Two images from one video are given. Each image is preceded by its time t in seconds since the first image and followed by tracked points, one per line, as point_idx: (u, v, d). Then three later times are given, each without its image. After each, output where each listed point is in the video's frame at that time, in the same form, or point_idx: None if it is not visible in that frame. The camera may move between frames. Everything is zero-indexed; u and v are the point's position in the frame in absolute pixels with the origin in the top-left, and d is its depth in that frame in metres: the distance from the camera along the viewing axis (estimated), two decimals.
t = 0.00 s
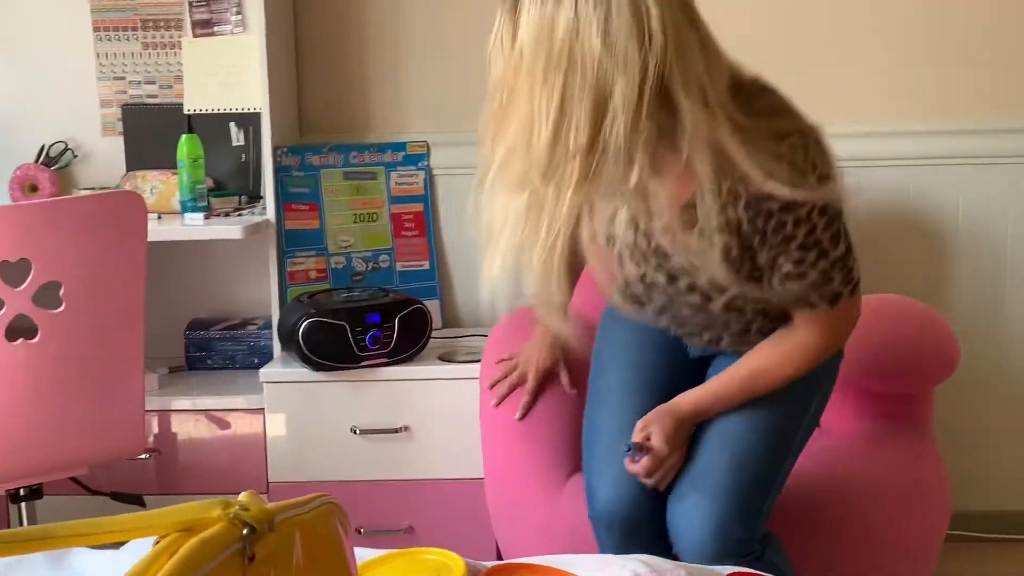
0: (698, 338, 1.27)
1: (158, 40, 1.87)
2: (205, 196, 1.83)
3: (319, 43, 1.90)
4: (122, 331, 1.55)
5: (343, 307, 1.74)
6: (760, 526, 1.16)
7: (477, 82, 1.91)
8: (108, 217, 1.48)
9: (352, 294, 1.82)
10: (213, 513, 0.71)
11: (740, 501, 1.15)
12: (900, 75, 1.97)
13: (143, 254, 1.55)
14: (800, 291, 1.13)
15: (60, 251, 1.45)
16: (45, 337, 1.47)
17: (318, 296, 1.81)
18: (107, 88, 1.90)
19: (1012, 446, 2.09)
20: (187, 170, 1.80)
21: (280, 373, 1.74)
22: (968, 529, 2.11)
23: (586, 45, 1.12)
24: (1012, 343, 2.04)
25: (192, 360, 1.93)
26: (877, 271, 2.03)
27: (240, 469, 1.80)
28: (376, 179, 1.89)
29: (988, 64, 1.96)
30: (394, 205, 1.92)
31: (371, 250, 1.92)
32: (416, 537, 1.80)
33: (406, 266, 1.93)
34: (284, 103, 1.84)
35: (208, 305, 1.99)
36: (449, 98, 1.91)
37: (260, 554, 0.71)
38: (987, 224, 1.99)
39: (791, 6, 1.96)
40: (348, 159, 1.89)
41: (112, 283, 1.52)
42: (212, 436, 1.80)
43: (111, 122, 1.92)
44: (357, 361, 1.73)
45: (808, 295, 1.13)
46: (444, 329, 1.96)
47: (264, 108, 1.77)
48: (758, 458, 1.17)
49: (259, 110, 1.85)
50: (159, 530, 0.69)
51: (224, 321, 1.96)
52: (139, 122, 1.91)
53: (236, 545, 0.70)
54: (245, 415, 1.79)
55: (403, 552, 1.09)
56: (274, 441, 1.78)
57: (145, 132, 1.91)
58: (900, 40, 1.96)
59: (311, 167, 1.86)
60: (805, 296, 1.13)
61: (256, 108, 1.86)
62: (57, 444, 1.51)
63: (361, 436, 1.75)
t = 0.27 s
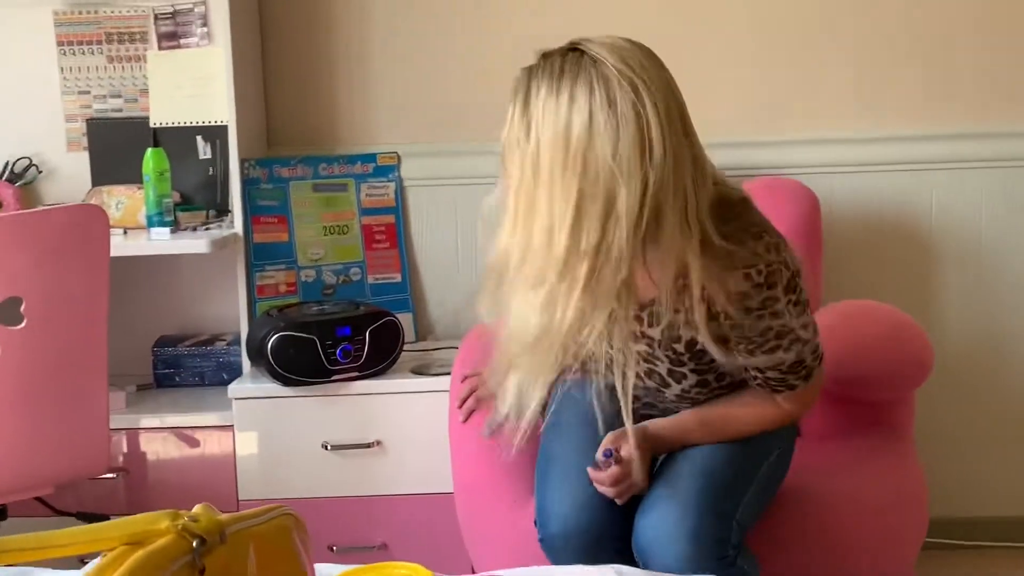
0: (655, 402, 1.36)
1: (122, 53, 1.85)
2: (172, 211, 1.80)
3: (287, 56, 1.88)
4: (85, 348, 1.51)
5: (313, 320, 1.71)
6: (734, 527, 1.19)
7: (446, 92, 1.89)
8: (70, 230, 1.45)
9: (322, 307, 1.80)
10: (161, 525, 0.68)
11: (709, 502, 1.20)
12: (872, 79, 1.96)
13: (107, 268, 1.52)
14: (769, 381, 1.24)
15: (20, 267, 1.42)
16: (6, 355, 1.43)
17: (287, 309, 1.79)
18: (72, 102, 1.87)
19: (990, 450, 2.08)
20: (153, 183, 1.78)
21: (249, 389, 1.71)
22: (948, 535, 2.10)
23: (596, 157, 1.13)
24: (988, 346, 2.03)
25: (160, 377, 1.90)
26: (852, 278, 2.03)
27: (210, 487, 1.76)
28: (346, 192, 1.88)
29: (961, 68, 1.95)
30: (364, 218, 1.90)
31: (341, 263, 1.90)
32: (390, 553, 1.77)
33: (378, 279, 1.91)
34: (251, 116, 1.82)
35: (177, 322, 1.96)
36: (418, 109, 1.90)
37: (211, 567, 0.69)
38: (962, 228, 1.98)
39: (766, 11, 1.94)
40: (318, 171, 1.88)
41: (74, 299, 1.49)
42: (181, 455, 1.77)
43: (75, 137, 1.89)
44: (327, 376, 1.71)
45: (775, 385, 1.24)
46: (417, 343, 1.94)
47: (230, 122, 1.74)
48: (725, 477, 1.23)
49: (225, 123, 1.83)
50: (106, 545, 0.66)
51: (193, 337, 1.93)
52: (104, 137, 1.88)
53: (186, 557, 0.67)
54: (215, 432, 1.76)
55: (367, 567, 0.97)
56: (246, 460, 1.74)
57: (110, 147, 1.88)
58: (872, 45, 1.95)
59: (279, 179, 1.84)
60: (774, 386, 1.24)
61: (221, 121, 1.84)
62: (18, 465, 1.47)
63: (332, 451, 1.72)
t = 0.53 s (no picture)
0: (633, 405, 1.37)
1: (100, 62, 1.84)
2: (150, 220, 1.80)
3: (266, 66, 1.89)
4: (60, 357, 1.50)
5: (292, 330, 1.71)
6: (712, 509, 1.20)
7: (426, 102, 1.90)
8: (45, 238, 1.44)
9: (302, 317, 1.79)
10: (127, 523, 0.67)
11: (690, 483, 1.21)
12: (848, 90, 1.98)
13: (82, 276, 1.51)
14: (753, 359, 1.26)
15: None
16: None
17: (266, 319, 1.78)
18: (50, 112, 1.87)
19: (969, 458, 2.09)
20: (132, 193, 1.77)
21: (229, 399, 1.70)
22: (928, 542, 2.11)
23: (629, 113, 1.20)
24: (965, 354, 2.05)
25: (138, 388, 1.88)
26: (830, 286, 2.04)
27: (188, 499, 1.75)
28: (325, 201, 1.88)
29: (935, 79, 1.98)
30: (344, 227, 1.90)
31: (321, 272, 1.90)
32: (370, 564, 1.76)
33: (358, 288, 1.91)
34: (229, 126, 1.82)
35: (156, 332, 1.95)
36: (398, 119, 1.91)
37: (178, 566, 0.68)
38: (939, 237, 2.00)
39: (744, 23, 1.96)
40: (297, 181, 1.88)
41: (49, 308, 1.48)
42: (160, 466, 1.75)
43: (53, 147, 1.88)
44: (306, 385, 1.70)
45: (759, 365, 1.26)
46: (397, 352, 1.94)
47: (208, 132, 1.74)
48: (703, 464, 1.25)
49: (204, 132, 1.83)
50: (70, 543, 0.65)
51: (171, 348, 1.92)
52: (82, 146, 1.87)
53: (153, 556, 0.66)
54: (194, 443, 1.75)
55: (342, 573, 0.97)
56: (225, 472, 1.73)
57: (88, 157, 1.87)
58: (847, 56, 1.98)
59: (259, 189, 1.83)
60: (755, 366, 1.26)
61: (199, 130, 1.85)
62: None
63: (312, 461, 1.71)
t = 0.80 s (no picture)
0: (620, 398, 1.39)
1: (80, 69, 1.84)
2: (129, 227, 1.79)
3: (248, 74, 1.89)
4: (36, 364, 1.49)
5: (271, 338, 1.69)
6: (669, 498, 1.22)
7: (409, 110, 1.91)
8: (22, 243, 1.43)
9: (282, 325, 1.79)
10: (97, 513, 0.67)
11: (651, 471, 1.23)
12: (829, 101, 1.99)
13: (58, 282, 1.50)
14: (744, 318, 1.32)
15: None
16: None
17: (245, 327, 1.77)
18: (29, 119, 1.86)
19: (950, 469, 2.09)
20: (111, 200, 1.76)
21: (208, 407, 1.69)
22: (910, 554, 2.10)
23: (638, 61, 1.32)
24: (945, 365, 2.05)
25: (116, 398, 1.86)
26: (810, 296, 2.05)
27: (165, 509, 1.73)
28: (306, 209, 1.88)
29: (914, 91, 1.99)
30: (325, 235, 1.90)
31: (301, 281, 1.89)
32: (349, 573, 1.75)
33: (338, 297, 1.91)
34: (210, 133, 1.82)
35: (134, 340, 1.93)
36: (381, 127, 1.91)
37: (148, 558, 0.68)
38: (917, 247, 2.01)
39: (723, 34, 1.97)
40: (278, 188, 1.88)
41: (25, 313, 1.46)
42: (137, 476, 1.73)
43: (32, 154, 1.87)
44: (286, 393, 1.69)
45: (746, 324, 1.32)
46: (378, 361, 1.93)
47: (189, 139, 1.74)
48: (668, 453, 1.26)
49: (184, 139, 1.83)
50: (41, 535, 0.64)
51: (150, 356, 1.91)
52: (61, 153, 1.86)
53: (124, 546, 0.66)
54: (172, 452, 1.73)
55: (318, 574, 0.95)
56: (204, 481, 1.71)
57: (67, 164, 1.86)
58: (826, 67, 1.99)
59: (238, 196, 1.84)
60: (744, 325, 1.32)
61: (180, 137, 1.84)
62: None
63: (291, 470, 1.70)
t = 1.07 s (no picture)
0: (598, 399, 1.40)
1: (57, 78, 1.83)
2: (105, 236, 1.77)
3: (227, 84, 1.89)
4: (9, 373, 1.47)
5: (247, 347, 1.69)
6: (649, 456, 1.23)
7: (388, 122, 1.91)
8: None
9: (259, 335, 1.78)
10: (67, 512, 0.68)
11: (634, 441, 1.23)
12: (805, 115, 2.01)
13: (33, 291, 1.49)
14: (723, 306, 1.40)
15: None
16: None
17: (222, 337, 1.76)
18: (5, 128, 1.84)
19: (926, 481, 2.10)
20: (87, 209, 1.75)
21: (183, 417, 1.67)
22: (887, 566, 2.11)
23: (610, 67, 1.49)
24: (921, 376, 2.07)
25: (91, 408, 1.85)
26: (786, 307, 2.07)
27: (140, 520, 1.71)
28: (284, 219, 1.88)
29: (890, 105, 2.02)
30: (303, 245, 1.90)
31: (279, 291, 1.89)
32: None
33: (316, 307, 1.90)
34: (188, 143, 1.82)
35: (109, 351, 1.92)
36: (359, 138, 1.91)
37: (119, 557, 0.69)
38: (892, 259, 2.03)
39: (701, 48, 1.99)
40: (256, 199, 1.88)
41: None
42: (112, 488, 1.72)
43: (7, 163, 1.85)
44: (262, 403, 1.68)
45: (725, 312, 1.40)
46: (356, 372, 1.92)
47: (166, 149, 1.73)
48: (645, 427, 1.27)
49: (162, 148, 1.82)
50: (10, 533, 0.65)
51: (125, 367, 1.89)
52: (37, 162, 1.85)
53: (94, 543, 0.67)
54: (147, 464, 1.71)
55: None
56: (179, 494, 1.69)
57: (43, 173, 1.85)
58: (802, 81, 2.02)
59: (216, 206, 1.84)
60: (724, 314, 1.39)
61: (158, 147, 1.84)
62: None
63: (268, 480, 1.68)
